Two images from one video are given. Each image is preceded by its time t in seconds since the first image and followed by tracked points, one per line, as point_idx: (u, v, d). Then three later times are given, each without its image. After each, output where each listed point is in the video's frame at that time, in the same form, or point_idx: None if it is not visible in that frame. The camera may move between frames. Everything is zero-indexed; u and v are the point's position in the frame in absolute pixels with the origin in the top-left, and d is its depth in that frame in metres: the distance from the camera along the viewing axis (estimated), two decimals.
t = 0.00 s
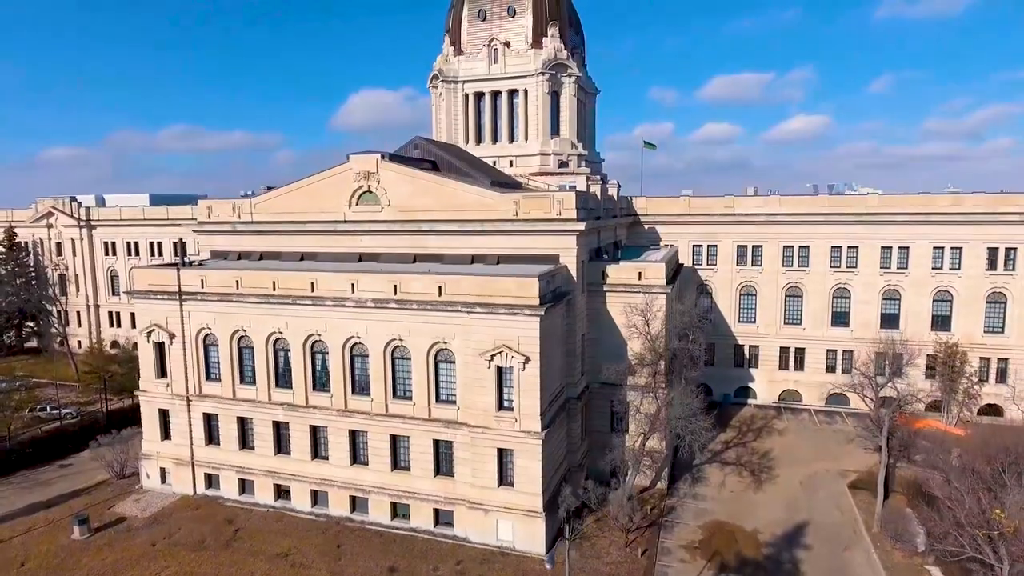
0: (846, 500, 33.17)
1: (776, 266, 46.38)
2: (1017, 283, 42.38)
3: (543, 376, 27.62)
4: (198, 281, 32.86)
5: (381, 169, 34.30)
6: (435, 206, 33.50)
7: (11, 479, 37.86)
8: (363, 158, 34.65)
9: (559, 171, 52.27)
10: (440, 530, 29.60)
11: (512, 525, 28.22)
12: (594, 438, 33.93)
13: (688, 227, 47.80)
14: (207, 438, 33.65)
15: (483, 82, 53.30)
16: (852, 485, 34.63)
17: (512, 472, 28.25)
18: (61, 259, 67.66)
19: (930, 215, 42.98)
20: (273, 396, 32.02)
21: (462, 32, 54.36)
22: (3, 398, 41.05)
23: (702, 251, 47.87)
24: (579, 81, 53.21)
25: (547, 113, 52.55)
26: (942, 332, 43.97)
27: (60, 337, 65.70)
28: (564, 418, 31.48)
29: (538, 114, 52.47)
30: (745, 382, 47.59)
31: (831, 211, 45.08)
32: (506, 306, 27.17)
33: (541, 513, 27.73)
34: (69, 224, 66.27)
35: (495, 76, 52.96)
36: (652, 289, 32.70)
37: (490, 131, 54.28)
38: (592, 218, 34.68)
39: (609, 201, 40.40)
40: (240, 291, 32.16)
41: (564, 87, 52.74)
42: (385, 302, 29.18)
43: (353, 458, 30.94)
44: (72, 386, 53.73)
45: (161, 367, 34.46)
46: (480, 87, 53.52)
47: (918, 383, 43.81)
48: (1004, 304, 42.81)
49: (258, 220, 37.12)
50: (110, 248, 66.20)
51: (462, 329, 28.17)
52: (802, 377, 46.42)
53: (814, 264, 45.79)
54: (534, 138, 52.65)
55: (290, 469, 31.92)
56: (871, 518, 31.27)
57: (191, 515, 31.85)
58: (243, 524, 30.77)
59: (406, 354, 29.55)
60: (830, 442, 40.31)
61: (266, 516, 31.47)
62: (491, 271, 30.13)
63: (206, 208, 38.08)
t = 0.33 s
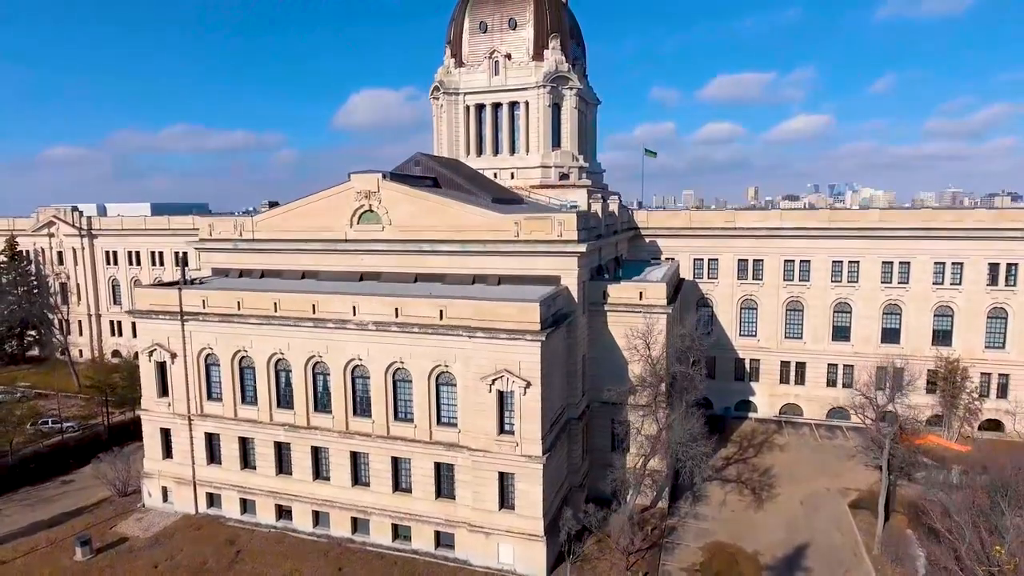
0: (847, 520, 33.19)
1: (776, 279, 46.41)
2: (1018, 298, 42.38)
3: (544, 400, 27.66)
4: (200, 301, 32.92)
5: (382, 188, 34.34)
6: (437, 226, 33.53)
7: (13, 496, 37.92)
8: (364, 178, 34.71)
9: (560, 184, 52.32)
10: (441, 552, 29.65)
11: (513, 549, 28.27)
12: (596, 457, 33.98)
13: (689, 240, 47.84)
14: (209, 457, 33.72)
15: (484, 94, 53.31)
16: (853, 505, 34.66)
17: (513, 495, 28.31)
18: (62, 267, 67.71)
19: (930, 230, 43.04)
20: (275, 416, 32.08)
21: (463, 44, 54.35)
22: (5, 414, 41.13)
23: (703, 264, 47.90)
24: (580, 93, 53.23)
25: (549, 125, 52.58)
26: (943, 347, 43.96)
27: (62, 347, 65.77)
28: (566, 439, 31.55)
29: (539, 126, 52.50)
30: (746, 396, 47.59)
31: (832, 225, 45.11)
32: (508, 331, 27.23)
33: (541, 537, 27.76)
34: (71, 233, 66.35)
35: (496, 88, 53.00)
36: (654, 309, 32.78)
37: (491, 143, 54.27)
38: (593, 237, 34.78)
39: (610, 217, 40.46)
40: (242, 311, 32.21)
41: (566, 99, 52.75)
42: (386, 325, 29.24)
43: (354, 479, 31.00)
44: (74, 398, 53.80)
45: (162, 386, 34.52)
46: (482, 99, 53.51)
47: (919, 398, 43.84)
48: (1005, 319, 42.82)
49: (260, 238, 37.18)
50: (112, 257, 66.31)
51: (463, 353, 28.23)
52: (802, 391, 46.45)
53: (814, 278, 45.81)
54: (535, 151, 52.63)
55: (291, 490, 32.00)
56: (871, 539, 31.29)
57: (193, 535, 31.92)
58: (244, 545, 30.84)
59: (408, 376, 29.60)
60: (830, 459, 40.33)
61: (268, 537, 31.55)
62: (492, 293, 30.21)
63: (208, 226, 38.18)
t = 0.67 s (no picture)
0: (847, 540, 33.23)
1: (777, 294, 46.41)
2: (1019, 314, 42.39)
3: (545, 425, 27.71)
4: (201, 321, 32.96)
5: (384, 208, 34.38)
6: (438, 246, 33.56)
7: (15, 512, 37.96)
8: (365, 197, 34.75)
9: (560, 197, 52.36)
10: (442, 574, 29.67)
11: (514, 572, 28.32)
12: (596, 475, 34.10)
13: (690, 254, 47.84)
14: (211, 476, 33.78)
15: (485, 106, 53.29)
16: (853, 524, 34.70)
17: (514, 519, 28.34)
18: (64, 276, 67.79)
19: (931, 246, 43.09)
20: (276, 437, 32.13)
21: (464, 55, 54.30)
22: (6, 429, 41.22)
23: (704, 278, 47.89)
24: (581, 105, 53.22)
25: (550, 137, 52.58)
26: (944, 362, 43.93)
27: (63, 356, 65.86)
28: (567, 460, 31.59)
29: (540, 138, 52.49)
30: (747, 410, 47.62)
31: (833, 240, 45.10)
32: (509, 356, 27.28)
33: (542, 561, 27.80)
34: (72, 242, 66.37)
35: (497, 100, 53.00)
36: (655, 329, 32.82)
37: (492, 155, 54.21)
38: (594, 256, 34.80)
39: (611, 233, 40.45)
40: (243, 332, 32.24)
41: (567, 111, 52.73)
42: (387, 348, 29.26)
43: (355, 500, 31.05)
44: (75, 410, 53.84)
45: (164, 405, 34.56)
46: (483, 111, 53.49)
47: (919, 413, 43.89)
48: (1006, 335, 42.82)
49: (261, 256, 37.21)
50: (113, 266, 66.41)
51: (465, 377, 28.29)
52: (804, 405, 46.46)
53: (816, 293, 45.80)
54: (536, 163, 52.55)
55: (293, 510, 32.06)
56: (871, 561, 31.33)
57: (194, 555, 31.97)
58: (246, 566, 30.89)
59: (409, 399, 29.65)
60: (831, 475, 40.36)
61: (269, 557, 31.60)
62: (493, 316, 30.24)
63: (210, 243, 38.26)
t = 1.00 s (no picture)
0: (848, 558, 33.28)
1: (778, 307, 46.41)
2: (1020, 329, 42.39)
3: (546, 447, 27.74)
4: (202, 339, 32.96)
5: (385, 226, 34.41)
6: (439, 264, 33.61)
7: (16, 528, 37.97)
8: (365, 215, 34.77)
9: (561, 208, 52.36)
10: None
11: None
12: (597, 493, 34.18)
13: (691, 267, 47.85)
14: (212, 494, 33.82)
15: (486, 117, 53.26)
16: (853, 542, 34.74)
17: (515, 540, 28.38)
18: (65, 285, 67.78)
19: (932, 260, 43.09)
20: (277, 455, 32.16)
21: (464, 66, 54.23)
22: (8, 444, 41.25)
23: (705, 290, 47.89)
24: (582, 116, 53.20)
25: (550, 148, 52.58)
26: (945, 376, 43.91)
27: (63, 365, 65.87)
28: (568, 479, 31.67)
29: (540, 149, 52.45)
30: (748, 423, 47.66)
31: (834, 254, 45.10)
32: (510, 379, 27.30)
33: None
34: (72, 250, 66.35)
35: (498, 111, 52.95)
36: (655, 348, 32.84)
37: (493, 166, 54.18)
38: (595, 273, 34.83)
39: (612, 247, 40.40)
40: (244, 351, 32.22)
41: (568, 122, 52.74)
42: (388, 369, 29.27)
43: (356, 519, 31.08)
44: (75, 421, 53.84)
45: (165, 423, 34.59)
46: (483, 122, 53.43)
47: (920, 426, 43.89)
48: (1007, 349, 42.83)
49: (263, 272, 37.22)
50: (114, 275, 66.42)
51: (466, 398, 28.30)
52: (804, 418, 46.47)
53: (816, 305, 45.80)
54: (537, 174, 52.48)
55: (294, 528, 32.09)
56: None
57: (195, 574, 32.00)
58: None
59: (410, 419, 29.69)
60: (831, 490, 40.40)
61: None
62: (494, 336, 30.25)
63: (211, 258, 38.30)
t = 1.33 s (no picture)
0: None
1: (779, 322, 46.41)
2: (1021, 346, 42.38)
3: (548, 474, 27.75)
4: (204, 361, 32.94)
5: (386, 247, 34.41)
6: (440, 285, 33.63)
7: (18, 546, 38.03)
8: (366, 235, 34.77)
9: (562, 222, 52.34)
10: None
11: None
12: (598, 514, 34.23)
13: (692, 282, 47.84)
14: (214, 515, 33.84)
15: (487, 130, 53.23)
16: (855, 562, 34.76)
17: (517, 566, 28.40)
18: (66, 295, 67.79)
19: (933, 277, 43.08)
20: (279, 478, 32.17)
21: (466, 79, 54.18)
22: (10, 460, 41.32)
23: (706, 305, 47.87)
24: (584, 129, 53.19)
25: (551, 162, 52.57)
26: (946, 392, 43.87)
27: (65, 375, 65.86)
28: (570, 502, 31.70)
29: (542, 163, 52.42)
30: (748, 438, 47.64)
31: (835, 270, 45.10)
32: (512, 407, 27.31)
33: None
34: (74, 261, 66.37)
35: (499, 124, 52.92)
36: (656, 370, 32.84)
37: (494, 179, 54.14)
38: (596, 294, 34.83)
39: (613, 264, 40.31)
40: (245, 373, 32.19)
41: (569, 136, 52.76)
42: (390, 395, 29.28)
43: (358, 542, 31.11)
44: (77, 433, 53.83)
45: (167, 444, 34.62)
46: (485, 135, 53.40)
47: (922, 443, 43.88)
48: (1008, 367, 42.81)
49: (264, 291, 37.22)
50: (115, 285, 66.48)
51: (468, 424, 28.33)
52: (806, 434, 46.46)
53: (817, 321, 45.81)
54: (538, 188, 52.44)
55: (296, 550, 32.11)
56: None
57: None
58: None
59: (412, 444, 29.71)
60: (832, 508, 40.42)
61: None
62: (496, 361, 30.28)
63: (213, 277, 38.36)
